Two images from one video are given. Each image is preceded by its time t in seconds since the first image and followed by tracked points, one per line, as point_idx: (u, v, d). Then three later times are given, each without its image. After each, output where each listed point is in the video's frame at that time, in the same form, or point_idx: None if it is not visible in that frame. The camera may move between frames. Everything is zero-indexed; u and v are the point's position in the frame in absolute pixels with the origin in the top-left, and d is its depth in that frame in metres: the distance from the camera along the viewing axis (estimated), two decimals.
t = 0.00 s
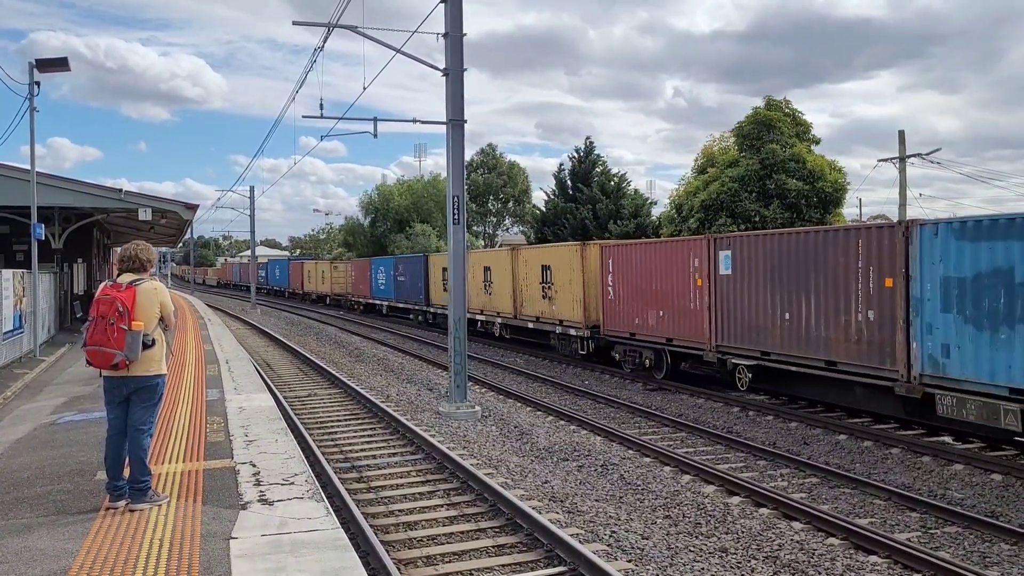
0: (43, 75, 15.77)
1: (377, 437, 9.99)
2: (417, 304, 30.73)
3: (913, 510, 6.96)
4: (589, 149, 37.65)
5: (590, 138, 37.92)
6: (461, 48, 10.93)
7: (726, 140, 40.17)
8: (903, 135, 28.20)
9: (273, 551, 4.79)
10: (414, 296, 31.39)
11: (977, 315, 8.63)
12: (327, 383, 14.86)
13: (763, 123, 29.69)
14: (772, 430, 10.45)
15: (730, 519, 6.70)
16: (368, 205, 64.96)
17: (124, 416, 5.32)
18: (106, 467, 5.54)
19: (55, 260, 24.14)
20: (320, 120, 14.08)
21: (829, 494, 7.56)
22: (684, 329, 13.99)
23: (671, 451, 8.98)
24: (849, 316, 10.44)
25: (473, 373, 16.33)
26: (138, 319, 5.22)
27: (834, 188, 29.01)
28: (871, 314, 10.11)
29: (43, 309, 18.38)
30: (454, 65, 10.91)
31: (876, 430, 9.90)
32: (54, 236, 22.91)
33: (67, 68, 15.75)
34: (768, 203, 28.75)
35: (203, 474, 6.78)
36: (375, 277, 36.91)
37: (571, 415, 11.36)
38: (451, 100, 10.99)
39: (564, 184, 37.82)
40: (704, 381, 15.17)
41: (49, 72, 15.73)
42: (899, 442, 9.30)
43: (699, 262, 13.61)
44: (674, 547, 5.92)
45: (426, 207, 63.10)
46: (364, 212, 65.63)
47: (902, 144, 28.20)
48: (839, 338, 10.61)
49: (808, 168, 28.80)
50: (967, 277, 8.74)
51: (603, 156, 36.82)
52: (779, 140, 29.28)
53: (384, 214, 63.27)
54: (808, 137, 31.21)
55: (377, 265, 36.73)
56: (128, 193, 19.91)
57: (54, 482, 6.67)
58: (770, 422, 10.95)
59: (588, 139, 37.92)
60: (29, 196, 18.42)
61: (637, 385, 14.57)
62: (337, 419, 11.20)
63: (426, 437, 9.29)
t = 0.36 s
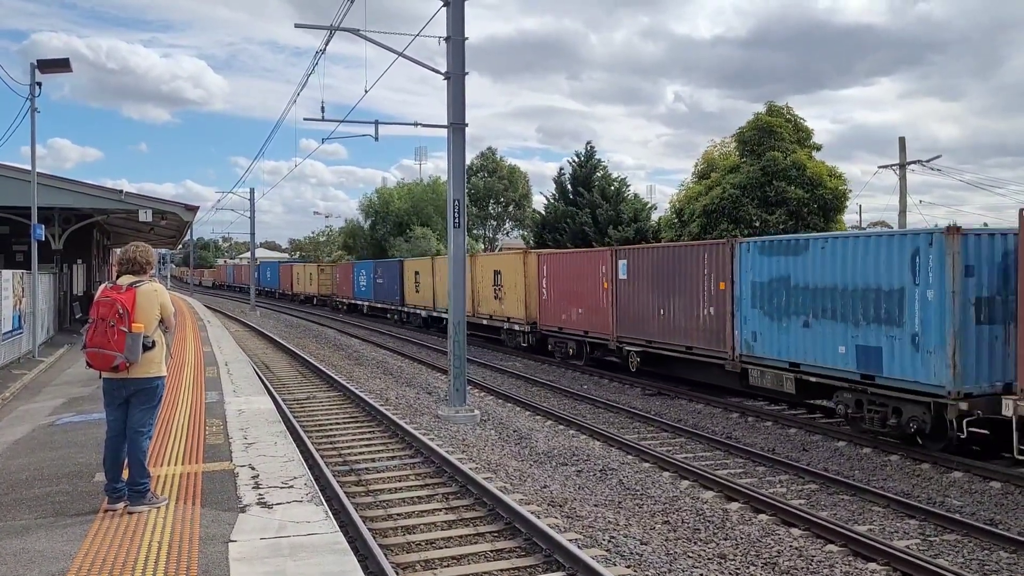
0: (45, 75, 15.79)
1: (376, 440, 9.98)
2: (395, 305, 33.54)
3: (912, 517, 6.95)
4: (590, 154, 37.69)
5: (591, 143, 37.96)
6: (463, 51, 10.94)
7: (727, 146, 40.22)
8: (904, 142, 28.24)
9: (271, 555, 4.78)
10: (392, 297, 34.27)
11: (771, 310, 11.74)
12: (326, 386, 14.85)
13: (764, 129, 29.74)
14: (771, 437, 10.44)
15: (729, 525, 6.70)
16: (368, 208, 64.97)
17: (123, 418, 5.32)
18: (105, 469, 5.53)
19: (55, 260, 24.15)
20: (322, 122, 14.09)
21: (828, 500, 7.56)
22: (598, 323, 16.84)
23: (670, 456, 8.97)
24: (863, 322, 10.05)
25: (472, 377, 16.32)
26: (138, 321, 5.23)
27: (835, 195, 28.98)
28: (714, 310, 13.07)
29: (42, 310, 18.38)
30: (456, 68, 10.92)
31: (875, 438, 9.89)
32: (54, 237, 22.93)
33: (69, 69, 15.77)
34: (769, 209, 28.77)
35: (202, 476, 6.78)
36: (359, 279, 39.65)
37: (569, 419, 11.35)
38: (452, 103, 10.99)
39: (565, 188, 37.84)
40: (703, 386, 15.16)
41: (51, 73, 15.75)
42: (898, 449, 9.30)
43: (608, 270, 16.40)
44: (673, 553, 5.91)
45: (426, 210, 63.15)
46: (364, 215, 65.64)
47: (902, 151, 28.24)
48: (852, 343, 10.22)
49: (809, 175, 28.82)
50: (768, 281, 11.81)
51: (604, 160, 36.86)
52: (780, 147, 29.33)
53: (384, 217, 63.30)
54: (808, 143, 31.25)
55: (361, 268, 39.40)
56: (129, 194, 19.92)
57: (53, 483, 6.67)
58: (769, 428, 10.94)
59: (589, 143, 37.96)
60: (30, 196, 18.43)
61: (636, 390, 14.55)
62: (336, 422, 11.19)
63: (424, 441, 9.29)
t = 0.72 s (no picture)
0: (47, 74, 15.82)
1: (376, 440, 9.99)
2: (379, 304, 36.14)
3: (913, 521, 6.95)
4: (592, 156, 37.69)
5: (592, 145, 37.98)
6: (465, 52, 10.96)
7: (729, 149, 40.25)
8: (905, 145, 28.28)
9: (273, 554, 4.79)
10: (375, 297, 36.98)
11: (653, 304, 14.94)
12: (327, 386, 14.86)
13: (766, 132, 29.75)
14: (772, 439, 10.44)
15: (729, 527, 6.70)
16: (369, 209, 65.00)
17: (125, 417, 5.33)
18: (107, 468, 5.54)
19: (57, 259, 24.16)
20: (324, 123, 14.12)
21: (829, 503, 7.56)
22: (539, 317, 19.75)
23: (670, 458, 8.97)
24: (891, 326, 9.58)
25: (473, 378, 16.33)
26: (141, 320, 5.24)
27: (839, 199, 29.18)
28: (617, 305, 16.23)
29: (43, 309, 18.38)
30: (458, 69, 10.94)
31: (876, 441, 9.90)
32: (56, 236, 22.95)
33: (72, 69, 15.81)
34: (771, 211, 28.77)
35: (203, 476, 6.80)
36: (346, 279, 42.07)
37: (570, 421, 11.36)
38: (454, 104, 11.01)
39: (566, 189, 37.84)
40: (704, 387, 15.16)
41: (54, 72, 15.78)
42: (898, 452, 9.31)
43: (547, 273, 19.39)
44: (673, 555, 5.91)
45: (427, 211, 63.20)
46: (365, 215, 65.66)
47: (904, 154, 28.27)
48: (877, 346, 9.76)
49: (810, 177, 28.83)
50: (653, 282, 14.95)
51: (605, 162, 36.88)
52: (781, 149, 29.36)
53: (385, 218, 63.33)
54: (810, 146, 31.27)
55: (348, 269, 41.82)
56: (131, 193, 19.94)
57: (55, 482, 6.68)
58: (769, 431, 10.95)
59: (591, 145, 37.97)
60: (31, 195, 18.45)
61: (637, 392, 14.55)
62: (337, 422, 11.20)
63: (425, 442, 9.29)
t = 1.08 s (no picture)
0: (46, 72, 15.80)
1: (376, 439, 9.98)
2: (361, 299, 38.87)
3: (912, 519, 6.96)
4: (591, 154, 37.67)
5: (592, 142, 37.96)
6: (465, 50, 10.94)
7: (729, 146, 40.23)
8: (905, 143, 28.28)
9: (272, 552, 4.79)
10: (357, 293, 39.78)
11: (577, 297, 17.85)
12: (326, 384, 14.85)
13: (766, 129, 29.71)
14: (772, 437, 10.44)
15: (729, 525, 6.71)
16: (369, 207, 64.96)
17: (124, 415, 5.32)
18: (106, 466, 5.54)
19: (56, 257, 24.16)
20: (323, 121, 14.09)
21: (829, 501, 7.56)
22: (492, 310, 22.90)
23: (670, 456, 8.97)
24: (904, 331, 9.48)
25: (472, 376, 16.33)
26: (140, 318, 5.23)
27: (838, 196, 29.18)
28: (550, 299, 19.29)
29: (42, 307, 18.37)
30: (457, 68, 10.92)
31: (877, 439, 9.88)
32: (55, 234, 22.92)
33: (71, 66, 15.79)
34: (770, 209, 28.77)
35: (202, 474, 6.79)
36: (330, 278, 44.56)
37: (569, 419, 11.36)
38: (454, 102, 11.00)
39: (565, 187, 37.81)
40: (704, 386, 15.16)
41: (53, 70, 15.76)
42: (898, 450, 9.31)
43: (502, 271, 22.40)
44: (673, 553, 5.91)
45: (426, 209, 63.17)
46: (364, 213, 65.60)
47: (904, 152, 28.25)
48: (730, 329, 12.54)
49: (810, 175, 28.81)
50: (577, 279, 17.85)
51: (605, 160, 36.85)
52: (781, 147, 29.32)
53: (384, 216, 63.30)
54: (810, 144, 31.24)
55: (333, 268, 44.32)
56: (130, 191, 19.92)
57: (54, 480, 6.67)
58: (769, 429, 10.96)
59: (590, 143, 37.94)
60: (30, 193, 18.43)
61: (636, 390, 14.55)
62: (336, 420, 11.21)
63: (425, 440, 9.28)
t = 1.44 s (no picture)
0: (44, 70, 15.76)
1: (374, 437, 9.97)
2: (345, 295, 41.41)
3: (910, 517, 6.96)
4: (590, 153, 37.66)
5: (590, 141, 37.95)
6: (463, 48, 10.93)
7: (728, 145, 40.22)
8: (903, 143, 28.28)
9: (270, 550, 4.78)
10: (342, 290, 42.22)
11: (520, 292, 20.78)
12: (324, 383, 14.86)
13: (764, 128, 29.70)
14: (770, 436, 10.44)
15: (727, 524, 6.71)
16: (367, 205, 64.92)
17: (122, 413, 5.31)
18: (104, 464, 5.53)
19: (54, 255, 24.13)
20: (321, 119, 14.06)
21: (827, 500, 7.56)
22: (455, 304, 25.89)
23: (668, 455, 8.97)
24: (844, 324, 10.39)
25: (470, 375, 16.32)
26: (139, 315, 5.22)
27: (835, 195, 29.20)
28: (499, 294, 22.30)
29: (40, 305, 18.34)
30: (456, 66, 10.91)
31: (874, 438, 9.88)
32: (53, 232, 22.89)
33: (69, 64, 15.75)
34: (768, 208, 28.79)
35: (200, 472, 6.78)
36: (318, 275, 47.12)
37: (567, 417, 11.36)
38: (453, 101, 10.98)
39: (564, 186, 37.80)
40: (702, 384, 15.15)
41: (51, 67, 15.73)
42: (896, 449, 9.31)
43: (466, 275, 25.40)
44: (671, 552, 5.91)
45: (424, 208, 63.15)
46: (362, 212, 65.53)
47: (902, 151, 28.27)
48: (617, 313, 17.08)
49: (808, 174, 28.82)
50: (519, 277, 20.78)
51: (603, 159, 36.83)
52: (779, 146, 29.31)
53: (383, 214, 63.29)
54: (809, 143, 31.24)
55: (321, 266, 46.78)
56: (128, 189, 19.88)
57: (51, 478, 6.66)
58: (767, 427, 10.96)
59: (589, 141, 37.93)
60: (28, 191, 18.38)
61: (635, 389, 14.55)
62: (334, 418, 11.20)
63: (423, 439, 9.27)
